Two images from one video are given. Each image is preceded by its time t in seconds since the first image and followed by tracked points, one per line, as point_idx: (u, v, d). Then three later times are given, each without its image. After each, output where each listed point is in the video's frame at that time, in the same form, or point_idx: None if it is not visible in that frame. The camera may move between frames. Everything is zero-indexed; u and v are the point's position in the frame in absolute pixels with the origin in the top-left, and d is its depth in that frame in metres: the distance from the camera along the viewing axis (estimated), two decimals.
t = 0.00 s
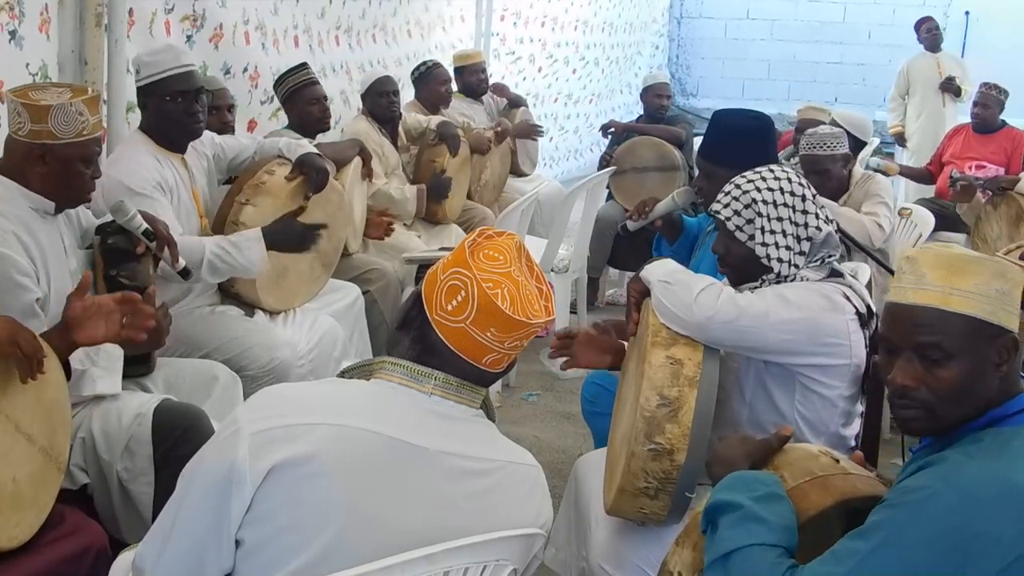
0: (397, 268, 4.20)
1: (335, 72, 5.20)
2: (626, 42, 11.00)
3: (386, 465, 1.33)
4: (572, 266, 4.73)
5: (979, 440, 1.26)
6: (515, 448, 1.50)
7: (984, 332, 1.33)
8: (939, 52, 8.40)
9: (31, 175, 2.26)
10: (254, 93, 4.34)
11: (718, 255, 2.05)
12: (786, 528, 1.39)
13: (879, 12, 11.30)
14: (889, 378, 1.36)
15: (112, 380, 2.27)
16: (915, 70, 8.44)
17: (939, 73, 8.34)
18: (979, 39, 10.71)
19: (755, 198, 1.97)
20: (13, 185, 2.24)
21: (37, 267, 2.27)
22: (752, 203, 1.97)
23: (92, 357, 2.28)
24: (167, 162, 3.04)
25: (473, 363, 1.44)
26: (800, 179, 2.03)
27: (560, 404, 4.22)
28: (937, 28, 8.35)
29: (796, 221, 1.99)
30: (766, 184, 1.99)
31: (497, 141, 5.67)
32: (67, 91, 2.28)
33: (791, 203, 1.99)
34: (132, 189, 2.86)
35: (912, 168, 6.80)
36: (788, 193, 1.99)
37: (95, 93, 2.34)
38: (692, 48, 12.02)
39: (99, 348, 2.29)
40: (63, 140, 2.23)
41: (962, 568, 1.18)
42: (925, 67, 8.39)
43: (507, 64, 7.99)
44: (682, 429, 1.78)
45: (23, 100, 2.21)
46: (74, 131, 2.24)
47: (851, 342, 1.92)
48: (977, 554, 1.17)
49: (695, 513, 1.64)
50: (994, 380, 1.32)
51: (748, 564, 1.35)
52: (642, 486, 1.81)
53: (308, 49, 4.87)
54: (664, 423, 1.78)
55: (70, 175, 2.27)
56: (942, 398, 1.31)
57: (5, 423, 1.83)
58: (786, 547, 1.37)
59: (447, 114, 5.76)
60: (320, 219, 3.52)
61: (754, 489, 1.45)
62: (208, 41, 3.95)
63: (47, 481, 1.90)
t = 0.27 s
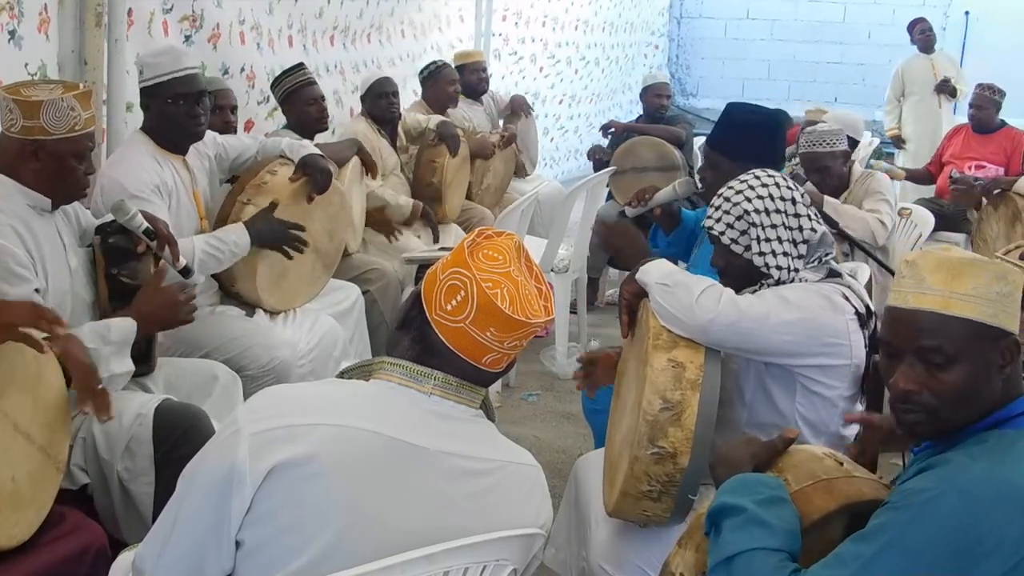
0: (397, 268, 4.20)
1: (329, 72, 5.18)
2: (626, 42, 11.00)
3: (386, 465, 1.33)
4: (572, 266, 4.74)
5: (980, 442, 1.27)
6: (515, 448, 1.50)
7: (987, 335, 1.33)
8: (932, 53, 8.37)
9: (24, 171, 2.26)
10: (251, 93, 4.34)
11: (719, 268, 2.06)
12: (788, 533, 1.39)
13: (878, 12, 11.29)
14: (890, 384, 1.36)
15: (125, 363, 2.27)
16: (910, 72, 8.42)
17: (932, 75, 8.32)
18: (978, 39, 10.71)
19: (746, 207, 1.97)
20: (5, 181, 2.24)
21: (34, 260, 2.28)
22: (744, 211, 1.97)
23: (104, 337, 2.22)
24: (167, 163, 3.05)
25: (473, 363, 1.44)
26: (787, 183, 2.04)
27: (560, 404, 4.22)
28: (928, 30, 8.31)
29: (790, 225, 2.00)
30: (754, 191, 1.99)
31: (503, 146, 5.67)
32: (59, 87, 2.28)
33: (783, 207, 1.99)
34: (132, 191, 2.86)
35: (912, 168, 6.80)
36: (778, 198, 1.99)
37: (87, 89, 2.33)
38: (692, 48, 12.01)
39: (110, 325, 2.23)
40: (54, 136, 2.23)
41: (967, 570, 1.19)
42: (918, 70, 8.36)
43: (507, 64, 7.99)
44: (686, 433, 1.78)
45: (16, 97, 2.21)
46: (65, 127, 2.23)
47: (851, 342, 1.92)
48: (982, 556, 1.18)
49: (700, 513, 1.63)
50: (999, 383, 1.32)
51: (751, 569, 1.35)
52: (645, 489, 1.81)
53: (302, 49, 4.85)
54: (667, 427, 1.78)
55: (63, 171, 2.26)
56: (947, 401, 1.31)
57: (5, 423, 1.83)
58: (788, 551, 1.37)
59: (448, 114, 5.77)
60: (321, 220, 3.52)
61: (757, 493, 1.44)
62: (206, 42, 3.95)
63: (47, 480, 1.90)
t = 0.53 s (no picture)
0: (396, 268, 4.20)
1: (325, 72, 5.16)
2: (626, 43, 11.00)
3: (387, 465, 1.33)
4: (572, 266, 4.74)
5: (967, 441, 1.26)
6: (515, 448, 1.50)
7: (968, 337, 1.32)
8: (929, 54, 8.35)
9: (29, 171, 2.26)
10: (246, 93, 4.34)
11: (717, 272, 2.06)
12: (778, 530, 1.39)
13: (878, 12, 11.30)
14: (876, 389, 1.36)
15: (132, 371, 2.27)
16: (907, 73, 8.40)
17: (928, 76, 8.31)
18: (978, 39, 10.72)
19: (744, 212, 1.97)
20: (13, 183, 2.24)
21: (39, 261, 2.27)
22: (741, 215, 1.97)
23: (109, 345, 2.24)
24: (167, 163, 3.05)
25: (472, 363, 1.44)
26: (784, 185, 2.05)
27: (560, 404, 4.22)
28: (923, 31, 8.29)
29: (787, 228, 2.00)
30: (752, 194, 2.00)
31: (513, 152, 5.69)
32: (61, 86, 2.28)
33: (781, 211, 2.00)
34: (131, 189, 2.86)
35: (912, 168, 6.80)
36: (776, 202, 2.00)
37: (90, 88, 2.33)
38: (692, 48, 12.01)
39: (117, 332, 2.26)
40: (60, 135, 2.22)
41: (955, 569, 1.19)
42: (914, 71, 8.34)
43: (508, 64, 7.99)
44: (683, 438, 1.77)
45: (19, 96, 2.21)
46: (70, 126, 2.23)
47: (849, 345, 1.91)
48: (970, 556, 1.18)
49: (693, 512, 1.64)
50: (984, 382, 1.32)
51: (738, 570, 1.36)
52: (642, 492, 1.82)
53: (297, 49, 4.84)
54: (665, 431, 1.77)
55: (69, 170, 2.26)
56: (930, 405, 1.31)
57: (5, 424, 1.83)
58: (777, 550, 1.37)
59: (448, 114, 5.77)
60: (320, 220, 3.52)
61: (745, 491, 1.45)
62: (204, 42, 3.96)
63: (48, 481, 1.90)
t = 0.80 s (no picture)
0: (396, 268, 4.20)
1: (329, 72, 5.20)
2: (627, 43, 11.00)
3: (387, 465, 1.33)
4: (572, 266, 4.74)
5: (958, 438, 1.26)
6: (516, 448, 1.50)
7: (949, 331, 1.32)
8: (928, 53, 8.34)
9: (36, 173, 2.26)
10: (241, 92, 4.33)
11: (723, 270, 2.02)
12: (773, 531, 1.39)
13: (878, 12, 11.30)
14: (860, 390, 1.35)
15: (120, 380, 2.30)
16: (907, 72, 8.40)
17: (929, 75, 8.30)
18: (978, 39, 10.71)
19: (759, 203, 1.98)
20: (18, 183, 2.24)
21: (44, 265, 2.26)
22: (754, 206, 1.97)
23: (102, 356, 2.28)
24: (166, 162, 3.05)
25: (471, 365, 1.45)
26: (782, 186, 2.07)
27: (560, 404, 4.22)
28: (925, 30, 8.28)
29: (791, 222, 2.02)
30: (761, 188, 2.01)
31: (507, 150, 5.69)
32: (72, 90, 2.27)
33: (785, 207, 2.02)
34: (131, 189, 2.87)
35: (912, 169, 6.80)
36: (780, 198, 2.02)
37: (100, 93, 2.34)
38: (692, 48, 12.01)
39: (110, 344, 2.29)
40: (68, 139, 2.24)
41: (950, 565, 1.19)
42: (915, 70, 8.34)
43: (508, 64, 7.99)
44: (680, 433, 1.78)
45: (28, 99, 2.21)
46: (79, 130, 2.25)
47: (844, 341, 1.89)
48: (964, 551, 1.18)
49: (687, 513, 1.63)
50: (969, 378, 1.31)
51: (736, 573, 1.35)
52: (640, 489, 1.82)
53: (294, 49, 4.83)
54: (662, 427, 1.78)
55: (76, 173, 2.27)
56: (916, 402, 1.30)
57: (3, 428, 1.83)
58: (773, 551, 1.37)
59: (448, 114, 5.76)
60: (320, 219, 3.51)
61: (738, 494, 1.45)
62: (199, 42, 3.95)
63: (46, 483, 1.90)
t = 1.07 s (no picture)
0: (397, 268, 4.20)
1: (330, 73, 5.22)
2: (630, 43, 11.00)
3: (388, 464, 1.33)
4: (572, 266, 4.74)
5: (975, 439, 1.26)
6: (516, 448, 1.50)
7: (977, 325, 1.32)
8: (929, 53, 8.35)
9: (36, 173, 2.26)
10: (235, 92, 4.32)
11: (736, 264, 2.00)
12: (778, 529, 1.39)
13: (878, 12, 11.32)
14: (883, 371, 1.36)
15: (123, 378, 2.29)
16: (908, 72, 8.41)
17: (931, 75, 8.31)
18: (978, 39, 10.71)
19: (776, 198, 1.99)
20: (18, 183, 2.24)
21: (45, 265, 2.26)
22: (771, 202, 1.98)
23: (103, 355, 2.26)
24: (164, 162, 3.05)
25: (472, 364, 1.45)
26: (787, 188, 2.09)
27: (560, 404, 4.23)
28: (927, 29, 8.30)
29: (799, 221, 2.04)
30: (775, 186, 2.02)
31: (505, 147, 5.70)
32: (73, 90, 2.28)
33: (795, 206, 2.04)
34: (127, 190, 2.87)
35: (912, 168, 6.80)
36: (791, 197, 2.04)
37: (101, 93, 2.34)
38: (692, 48, 12.01)
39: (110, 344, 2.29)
40: (70, 139, 2.24)
41: (962, 565, 1.18)
42: (916, 69, 8.35)
43: (509, 63, 7.99)
44: (685, 434, 1.77)
45: (29, 100, 2.21)
46: (80, 131, 2.25)
47: (844, 339, 1.91)
48: (976, 551, 1.17)
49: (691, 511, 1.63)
50: (990, 374, 1.32)
51: (742, 568, 1.35)
52: (643, 490, 1.81)
53: (291, 49, 4.82)
54: (666, 428, 1.78)
55: (77, 173, 2.27)
56: (938, 390, 1.31)
57: (5, 424, 1.82)
58: (779, 548, 1.37)
59: (448, 114, 5.76)
60: (319, 219, 3.52)
61: (743, 491, 1.45)
62: (194, 41, 3.94)
63: (47, 481, 1.90)
